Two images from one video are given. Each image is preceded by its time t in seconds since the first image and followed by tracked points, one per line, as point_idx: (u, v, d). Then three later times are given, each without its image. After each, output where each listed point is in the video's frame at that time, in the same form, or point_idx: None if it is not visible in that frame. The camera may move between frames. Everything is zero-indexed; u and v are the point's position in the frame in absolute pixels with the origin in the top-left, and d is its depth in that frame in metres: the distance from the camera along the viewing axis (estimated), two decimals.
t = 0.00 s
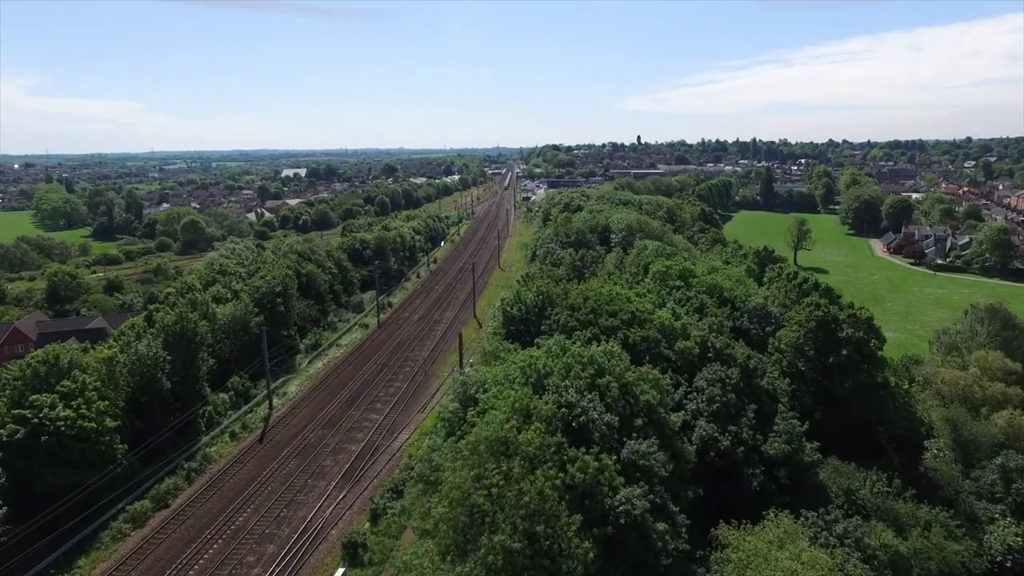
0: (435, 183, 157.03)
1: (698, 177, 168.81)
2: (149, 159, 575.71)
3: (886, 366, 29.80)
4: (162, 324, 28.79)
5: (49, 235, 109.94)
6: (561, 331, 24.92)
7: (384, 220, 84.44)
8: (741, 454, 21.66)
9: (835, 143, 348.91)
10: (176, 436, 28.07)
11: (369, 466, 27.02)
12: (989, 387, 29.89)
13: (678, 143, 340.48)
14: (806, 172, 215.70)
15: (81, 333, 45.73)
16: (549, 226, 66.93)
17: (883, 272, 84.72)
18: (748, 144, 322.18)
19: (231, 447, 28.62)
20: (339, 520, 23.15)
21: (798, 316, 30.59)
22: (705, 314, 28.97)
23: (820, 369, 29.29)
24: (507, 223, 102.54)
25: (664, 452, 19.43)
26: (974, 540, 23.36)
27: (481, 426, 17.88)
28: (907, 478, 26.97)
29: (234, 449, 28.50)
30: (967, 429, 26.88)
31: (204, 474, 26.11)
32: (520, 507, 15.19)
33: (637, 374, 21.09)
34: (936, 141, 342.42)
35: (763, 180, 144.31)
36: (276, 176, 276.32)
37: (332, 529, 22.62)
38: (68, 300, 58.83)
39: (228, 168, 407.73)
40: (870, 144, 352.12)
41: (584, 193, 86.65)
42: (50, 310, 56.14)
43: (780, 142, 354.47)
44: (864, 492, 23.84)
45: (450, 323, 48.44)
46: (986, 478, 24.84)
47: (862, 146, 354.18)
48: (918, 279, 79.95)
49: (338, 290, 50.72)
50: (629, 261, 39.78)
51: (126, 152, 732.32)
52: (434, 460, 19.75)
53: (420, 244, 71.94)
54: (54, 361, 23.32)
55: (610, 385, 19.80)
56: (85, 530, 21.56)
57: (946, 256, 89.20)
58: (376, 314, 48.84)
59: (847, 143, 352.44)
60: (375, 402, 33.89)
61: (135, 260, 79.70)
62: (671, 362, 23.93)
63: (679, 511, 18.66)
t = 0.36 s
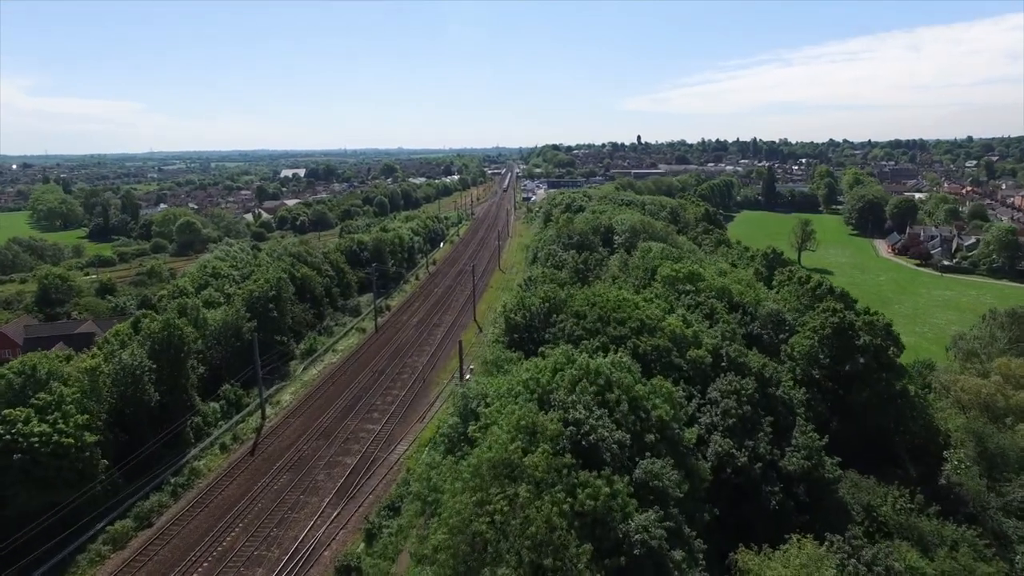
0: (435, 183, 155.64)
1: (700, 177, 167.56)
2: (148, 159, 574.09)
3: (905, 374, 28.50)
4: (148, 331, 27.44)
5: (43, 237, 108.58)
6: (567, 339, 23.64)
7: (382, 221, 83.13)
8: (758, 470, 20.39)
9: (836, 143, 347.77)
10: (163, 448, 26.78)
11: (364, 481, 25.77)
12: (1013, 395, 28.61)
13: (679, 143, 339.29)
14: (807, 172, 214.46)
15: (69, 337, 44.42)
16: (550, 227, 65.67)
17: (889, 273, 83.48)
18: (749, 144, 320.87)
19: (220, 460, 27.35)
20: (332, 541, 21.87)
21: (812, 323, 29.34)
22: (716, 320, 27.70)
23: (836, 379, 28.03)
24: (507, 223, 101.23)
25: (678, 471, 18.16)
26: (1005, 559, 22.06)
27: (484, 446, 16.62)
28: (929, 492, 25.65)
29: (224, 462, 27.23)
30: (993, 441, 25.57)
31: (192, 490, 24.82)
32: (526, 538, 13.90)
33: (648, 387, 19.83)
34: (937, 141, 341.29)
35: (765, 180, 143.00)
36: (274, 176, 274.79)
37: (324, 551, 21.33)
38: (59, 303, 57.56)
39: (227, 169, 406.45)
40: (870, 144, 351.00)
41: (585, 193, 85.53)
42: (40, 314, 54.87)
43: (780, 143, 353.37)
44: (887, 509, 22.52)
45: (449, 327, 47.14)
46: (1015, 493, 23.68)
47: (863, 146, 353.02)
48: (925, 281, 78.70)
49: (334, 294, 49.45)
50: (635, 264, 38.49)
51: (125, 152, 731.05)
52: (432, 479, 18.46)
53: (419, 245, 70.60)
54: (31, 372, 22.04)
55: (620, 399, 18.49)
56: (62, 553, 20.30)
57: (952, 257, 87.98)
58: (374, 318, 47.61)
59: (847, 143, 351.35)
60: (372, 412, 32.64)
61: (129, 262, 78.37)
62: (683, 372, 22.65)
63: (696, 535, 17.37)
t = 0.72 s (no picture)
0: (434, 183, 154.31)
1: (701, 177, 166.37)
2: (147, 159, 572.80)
3: (926, 384, 27.16)
4: (131, 338, 26.23)
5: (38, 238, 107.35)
6: (573, 349, 22.40)
7: (380, 222, 81.87)
8: (777, 489, 19.12)
9: (837, 143, 346.53)
10: (148, 462, 25.54)
11: (358, 498, 24.53)
12: None
13: (680, 143, 338.01)
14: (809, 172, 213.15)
15: (57, 342, 43.14)
16: (551, 228, 64.45)
17: (895, 275, 82.23)
18: (750, 144, 319.65)
19: (208, 473, 26.12)
20: (322, 563, 20.64)
21: (828, 329, 28.08)
22: (727, 327, 26.45)
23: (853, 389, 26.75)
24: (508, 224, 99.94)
25: (694, 493, 16.90)
26: None
27: (485, 468, 15.39)
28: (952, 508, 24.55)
29: (212, 476, 25.99)
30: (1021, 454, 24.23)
31: (177, 507, 23.59)
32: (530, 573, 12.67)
33: (660, 402, 18.56)
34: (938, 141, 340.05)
35: (768, 180, 141.73)
36: (273, 176, 273.40)
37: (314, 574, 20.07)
38: (50, 306, 56.36)
39: (226, 168, 405.22)
40: (871, 144, 349.83)
41: (585, 193, 84.63)
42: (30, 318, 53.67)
43: (781, 143, 351.92)
44: (912, 528, 21.20)
45: (449, 332, 45.84)
46: None
47: (864, 146, 351.74)
48: (933, 283, 77.40)
49: (331, 297, 48.23)
50: (640, 267, 37.24)
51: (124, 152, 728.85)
52: (429, 500, 17.23)
53: (418, 246, 69.33)
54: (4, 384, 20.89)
55: (630, 415, 17.24)
56: None
57: (960, 258, 86.72)
58: (371, 322, 46.38)
59: (849, 143, 349.98)
60: (367, 422, 31.36)
61: (123, 264, 77.13)
62: (695, 384, 21.41)
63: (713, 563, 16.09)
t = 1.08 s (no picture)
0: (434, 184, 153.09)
1: (703, 177, 165.13)
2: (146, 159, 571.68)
3: (949, 394, 25.83)
4: (113, 347, 24.95)
5: (33, 240, 106.21)
6: (579, 360, 21.15)
7: (379, 223, 80.61)
8: (799, 512, 17.84)
9: (838, 142, 345.58)
10: (131, 478, 24.30)
11: (352, 516, 23.30)
12: None
13: (680, 143, 336.82)
14: (810, 172, 211.92)
15: (43, 348, 41.83)
16: (553, 230, 63.26)
17: (901, 276, 81.04)
18: (750, 144, 318.58)
19: (194, 489, 24.84)
20: None
21: (844, 337, 26.84)
22: (739, 335, 25.22)
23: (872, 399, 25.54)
24: (508, 225, 98.72)
25: (710, 519, 15.65)
26: None
27: (486, 495, 14.14)
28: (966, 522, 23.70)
29: (198, 492, 24.71)
30: None
31: (160, 526, 22.31)
32: None
33: (673, 419, 17.29)
34: (940, 141, 338.93)
35: (770, 180, 140.50)
36: (273, 177, 272.40)
37: None
38: (40, 309, 55.20)
39: (225, 168, 403.91)
40: (872, 143, 348.77)
41: (587, 193, 83.50)
42: (19, 322, 52.49)
43: (782, 142, 350.77)
44: (940, 550, 19.93)
45: (448, 337, 44.61)
46: None
47: (865, 145, 350.67)
48: (940, 284, 76.21)
49: (327, 301, 46.98)
50: (646, 270, 36.00)
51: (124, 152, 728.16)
52: (425, 526, 16.02)
53: (417, 248, 68.07)
54: None
55: (643, 435, 15.98)
56: None
57: (966, 259, 85.54)
58: (368, 327, 45.12)
59: (850, 143, 349.15)
60: (363, 434, 30.10)
61: (117, 266, 75.93)
62: (709, 397, 20.19)
63: None
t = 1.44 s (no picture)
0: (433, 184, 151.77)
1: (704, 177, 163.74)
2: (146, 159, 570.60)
3: (977, 405, 24.48)
4: (94, 358, 23.68)
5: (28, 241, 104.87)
6: (585, 373, 19.87)
7: (377, 224, 79.28)
8: (823, 538, 16.55)
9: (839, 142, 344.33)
10: (111, 496, 23.00)
11: (344, 535, 22.04)
12: None
13: (681, 143, 335.45)
14: (812, 172, 210.58)
15: (29, 354, 40.52)
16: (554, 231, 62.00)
17: (908, 277, 79.74)
18: (752, 144, 317.30)
19: (179, 507, 23.54)
20: None
21: (863, 345, 25.55)
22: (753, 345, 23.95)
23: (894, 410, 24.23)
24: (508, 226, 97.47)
25: (731, 550, 14.34)
26: None
27: (487, 528, 12.85)
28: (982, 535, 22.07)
29: (183, 510, 23.41)
30: None
31: (141, 548, 21.02)
32: None
33: (689, 438, 16.00)
34: (941, 141, 337.58)
35: (773, 180, 139.15)
36: (272, 176, 271.17)
37: None
38: (30, 313, 53.93)
39: (225, 168, 402.61)
40: (873, 143, 347.43)
41: (588, 194, 82.26)
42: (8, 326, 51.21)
43: (783, 142, 349.33)
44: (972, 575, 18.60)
45: (447, 342, 43.31)
46: None
47: (866, 144, 349.22)
48: (948, 286, 74.91)
49: (323, 305, 45.73)
50: (652, 274, 34.70)
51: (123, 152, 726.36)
52: (421, 557, 14.74)
53: (416, 249, 66.73)
54: None
55: (660, 458, 14.70)
56: None
57: (974, 260, 84.20)
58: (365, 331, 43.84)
59: (851, 142, 347.78)
60: (358, 446, 28.82)
61: (111, 268, 74.62)
62: (724, 413, 18.93)
63: None
